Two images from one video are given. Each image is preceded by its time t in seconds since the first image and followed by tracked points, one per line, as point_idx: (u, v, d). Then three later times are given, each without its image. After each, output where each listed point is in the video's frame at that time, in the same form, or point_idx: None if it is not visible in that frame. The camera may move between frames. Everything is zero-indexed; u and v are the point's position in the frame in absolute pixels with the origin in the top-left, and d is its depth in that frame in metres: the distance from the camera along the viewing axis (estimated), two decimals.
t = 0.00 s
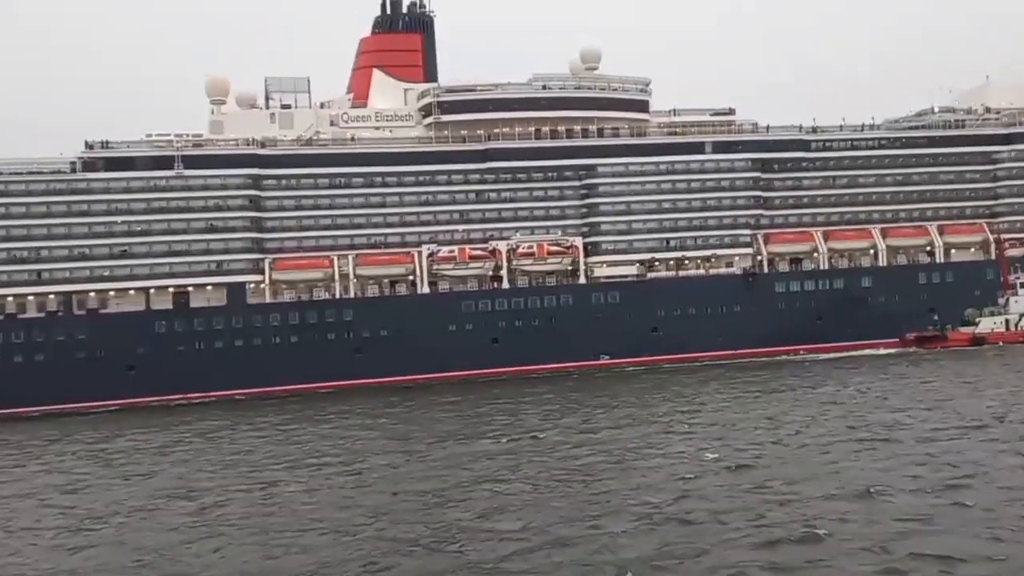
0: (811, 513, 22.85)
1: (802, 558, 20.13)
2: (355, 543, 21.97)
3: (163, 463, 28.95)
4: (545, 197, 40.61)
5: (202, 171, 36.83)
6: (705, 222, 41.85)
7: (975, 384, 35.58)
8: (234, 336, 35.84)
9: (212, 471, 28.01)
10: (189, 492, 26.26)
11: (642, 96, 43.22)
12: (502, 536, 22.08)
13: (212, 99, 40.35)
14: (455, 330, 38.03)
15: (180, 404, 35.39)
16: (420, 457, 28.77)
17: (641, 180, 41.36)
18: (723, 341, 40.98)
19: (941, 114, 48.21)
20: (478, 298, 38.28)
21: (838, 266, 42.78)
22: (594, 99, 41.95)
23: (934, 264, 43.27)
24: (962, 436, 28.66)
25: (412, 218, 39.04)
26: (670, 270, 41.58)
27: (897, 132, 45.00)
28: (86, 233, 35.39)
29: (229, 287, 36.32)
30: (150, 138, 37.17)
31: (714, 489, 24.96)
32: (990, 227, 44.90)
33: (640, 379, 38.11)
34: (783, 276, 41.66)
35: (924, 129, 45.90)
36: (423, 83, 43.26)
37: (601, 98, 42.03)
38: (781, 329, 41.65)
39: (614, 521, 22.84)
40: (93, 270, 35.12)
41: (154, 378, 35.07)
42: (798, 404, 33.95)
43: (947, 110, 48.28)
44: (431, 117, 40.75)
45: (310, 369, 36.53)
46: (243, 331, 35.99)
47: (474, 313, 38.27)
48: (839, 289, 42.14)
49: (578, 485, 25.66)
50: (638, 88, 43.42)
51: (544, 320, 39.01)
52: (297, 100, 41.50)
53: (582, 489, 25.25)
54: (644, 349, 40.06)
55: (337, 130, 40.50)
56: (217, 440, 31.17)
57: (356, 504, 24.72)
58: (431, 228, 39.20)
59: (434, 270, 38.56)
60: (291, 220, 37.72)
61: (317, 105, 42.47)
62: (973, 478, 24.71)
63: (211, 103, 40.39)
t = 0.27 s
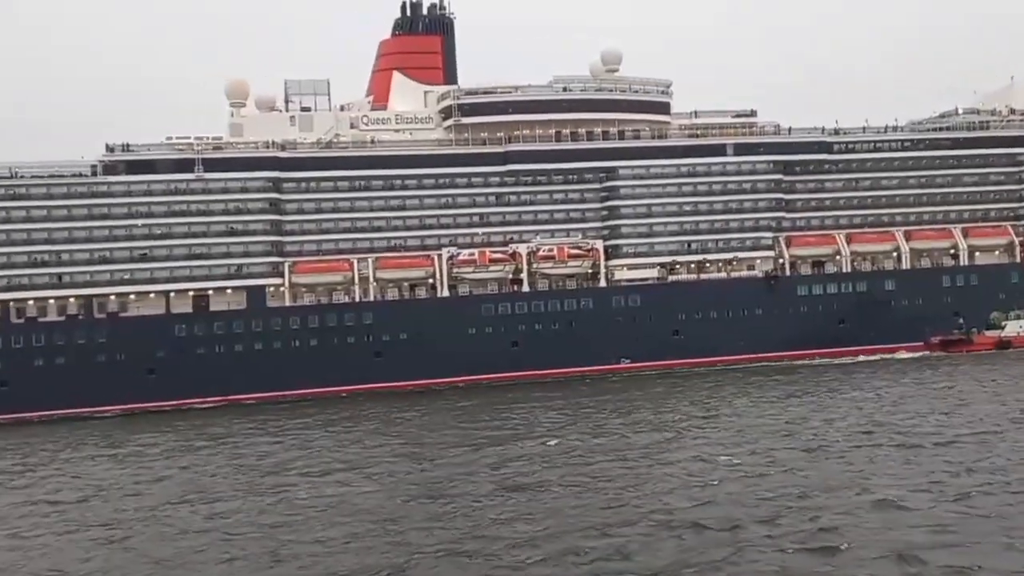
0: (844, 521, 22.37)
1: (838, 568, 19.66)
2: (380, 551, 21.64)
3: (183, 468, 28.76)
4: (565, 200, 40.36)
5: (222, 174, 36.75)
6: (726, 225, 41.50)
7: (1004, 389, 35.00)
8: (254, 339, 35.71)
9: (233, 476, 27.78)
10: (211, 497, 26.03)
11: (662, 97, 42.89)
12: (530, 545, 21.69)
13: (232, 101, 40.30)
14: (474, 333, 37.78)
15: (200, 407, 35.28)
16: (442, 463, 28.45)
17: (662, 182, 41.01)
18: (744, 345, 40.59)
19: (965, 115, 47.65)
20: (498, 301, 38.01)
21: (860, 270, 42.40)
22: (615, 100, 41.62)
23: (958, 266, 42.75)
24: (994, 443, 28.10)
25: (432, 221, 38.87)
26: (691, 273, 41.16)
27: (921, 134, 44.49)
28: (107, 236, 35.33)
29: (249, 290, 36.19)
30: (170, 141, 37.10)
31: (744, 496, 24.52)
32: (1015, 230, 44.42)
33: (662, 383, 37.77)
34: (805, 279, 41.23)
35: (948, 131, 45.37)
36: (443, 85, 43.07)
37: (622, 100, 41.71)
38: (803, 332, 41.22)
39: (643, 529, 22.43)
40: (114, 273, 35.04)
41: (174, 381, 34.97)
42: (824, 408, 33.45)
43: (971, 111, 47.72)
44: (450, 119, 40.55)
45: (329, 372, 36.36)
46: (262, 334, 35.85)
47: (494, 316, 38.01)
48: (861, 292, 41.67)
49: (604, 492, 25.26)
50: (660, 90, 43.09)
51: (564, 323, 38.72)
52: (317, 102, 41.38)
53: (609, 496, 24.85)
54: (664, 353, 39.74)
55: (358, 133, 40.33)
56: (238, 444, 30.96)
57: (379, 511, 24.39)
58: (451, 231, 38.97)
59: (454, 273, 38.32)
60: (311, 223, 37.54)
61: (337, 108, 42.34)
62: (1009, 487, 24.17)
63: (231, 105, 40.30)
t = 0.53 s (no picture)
0: (876, 529, 21.80)
1: None
2: (400, 558, 21.19)
3: (201, 472, 28.49)
4: (584, 202, 40.02)
5: (240, 176, 36.57)
6: (746, 227, 41.03)
7: None
8: (272, 342, 35.51)
9: (251, 480, 27.46)
10: (228, 502, 25.72)
11: (682, 98, 42.54)
12: (553, 553, 21.22)
13: (250, 103, 40.20)
14: (493, 336, 37.48)
15: (218, 410, 35.10)
16: (462, 467, 28.05)
17: (681, 184, 40.64)
18: (765, 348, 40.14)
19: (988, 116, 47.06)
20: (516, 304, 37.70)
21: (882, 272, 41.91)
22: (634, 101, 41.29)
23: (981, 269, 42.23)
24: None
25: (450, 223, 38.63)
26: (710, 276, 40.72)
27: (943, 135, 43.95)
28: (124, 239, 35.19)
29: (267, 293, 36.00)
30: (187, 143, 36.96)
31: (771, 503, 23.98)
32: None
33: (682, 387, 37.36)
34: (826, 282, 40.76)
35: (971, 132, 44.82)
36: (460, 86, 42.83)
37: (641, 101, 41.36)
38: (825, 335, 40.75)
39: (670, 537, 21.91)
40: (131, 275, 34.88)
41: (192, 384, 34.82)
42: (848, 413, 32.89)
43: (994, 112, 47.12)
44: (468, 121, 40.33)
45: (347, 375, 36.12)
46: (280, 336, 35.65)
47: (513, 319, 37.70)
48: (883, 294, 41.18)
49: (627, 498, 24.78)
50: (679, 91, 42.75)
51: (583, 326, 38.36)
52: (334, 104, 41.20)
53: (633, 503, 24.37)
54: (684, 356, 39.32)
55: (376, 134, 39.92)
56: (255, 448, 30.67)
57: (399, 516, 23.99)
58: (469, 233, 38.68)
59: (472, 276, 38.07)
60: (328, 226, 37.32)
61: (354, 109, 42.16)
62: None
63: (249, 107, 40.16)
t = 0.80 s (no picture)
0: (907, 538, 21.30)
1: None
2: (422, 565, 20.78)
3: (216, 476, 28.19)
4: (599, 203, 39.65)
5: (254, 178, 36.32)
6: (763, 229, 40.58)
7: None
8: (285, 344, 35.26)
9: (267, 485, 27.12)
10: (245, 507, 25.37)
11: (698, 99, 42.14)
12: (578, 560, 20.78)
13: (263, 104, 39.96)
14: (508, 339, 37.17)
15: (232, 413, 34.87)
16: (480, 472, 27.67)
17: (698, 185, 40.22)
18: (783, 351, 39.70)
19: (1008, 116, 46.46)
20: (532, 306, 37.37)
21: (901, 275, 41.43)
22: (651, 102, 40.89)
23: (1001, 271, 41.72)
24: None
25: (465, 225, 38.31)
26: (727, 278, 40.36)
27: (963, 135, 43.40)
28: (138, 241, 34.96)
29: (281, 295, 35.77)
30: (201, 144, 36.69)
31: (797, 510, 23.50)
32: None
33: (699, 390, 36.95)
34: (844, 284, 40.32)
35: (991, 132, 44.24)
36: (474, 86, 42.53)
37: (658, 102, 40.97)
38: (843, 338, 40.28)
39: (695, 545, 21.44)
40: (145, 278, 34.66)
41: (206, 387, 34.60)
42: (870, 417, 32.40)
43: (1014, 112, 46.52)
44: (483, 122, 40.03)
45: (362, 378, 35.84)
46: (294, 339, 35.40)
47: (528, 322, 37.38)
48: (902, 297, 40.71)
49: (649, 504, 24.34)
50: (696, 91, 42.36)
51: (599, 328, 37.98)
52: (348, 105, 40.94)
53: (656, 509, 23.93)
54: (701, 359, 38.91)
55: (390, 135, 39.60)
56: (270, 452, 30.35)
57: (418, 522, 23.59)
58: (484, 235, 38.36)
59: (488, 278, 37.77)
60: (342, 227, 37.06)
61: (368, 110, 41.91)
62: None
63: (263, 108, 39.96)
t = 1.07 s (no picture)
0: (936, 545, 20.81)
1: None
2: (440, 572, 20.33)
3: (228, 479, 27.83)
4: (613, 204, 39.30)
5: (265, 178, 36.02)
6: (778, 230, 40.18)
7: None
8: (298, 346, 34.95)
9: (279, 487, 26.85)
10: (258, 511, 24.97)
11: (712, 99, 41.81)
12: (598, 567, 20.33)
13: (274, 104, 39.72)
14: (521, 341, 36.82)
15: (244, 415, 34.58)
16: (496, 475, 27.25)
17: (712, 186, 39.82)
18: (798, 353, 39.28)
19: None
20: (545, 307, 37.01)
21: (917, 276, 41.03)
22: (664, 102, 40.56)
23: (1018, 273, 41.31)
24: None
25: (477, 226, 37.97)
26: (742, 280, 39.98)
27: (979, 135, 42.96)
28: (149, 241, 34.69)
29: (293, 296, 35.45)
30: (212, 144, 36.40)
31: (821, 516, 23.03)
32: None
33: (715, 393, 36.55)
34: (861, 286, 39.90)
35: (1008, 132, 43.77)
36: (486, 86, 42.27)
37: (672, 102, 40.62)
38: (859, 341, 39.86)
39: (719, 552, 20.99)
40: (156, 278, 34.40)
41: (218, 389, 34.32)
42: (890, 421, 31.93)
43: None
44: (496, 122, 39.79)
45: (374, 380, 35.51)
46: (307, 341, 35.09)
47: (542, 323, 37.02)
48: (919, 299, 40.29)
49: (670, 509, 23.89)
50: (710, 91, 42.01)
51: (613, 330, 37.60)
52: (359, 105, 40.68)
53: (677, 514, 23.49)
54: (715, 361, 38.51)
55: (402, 135, 39.36)
56: (282, 455, 30.04)
57: (435, 527, 23.16)
58: (497, 236, 38.03)
59: (501, 279, 37.44)
60: (354, 228, 36.74)
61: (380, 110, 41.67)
62: None
63: (274, 108, 39.76)
